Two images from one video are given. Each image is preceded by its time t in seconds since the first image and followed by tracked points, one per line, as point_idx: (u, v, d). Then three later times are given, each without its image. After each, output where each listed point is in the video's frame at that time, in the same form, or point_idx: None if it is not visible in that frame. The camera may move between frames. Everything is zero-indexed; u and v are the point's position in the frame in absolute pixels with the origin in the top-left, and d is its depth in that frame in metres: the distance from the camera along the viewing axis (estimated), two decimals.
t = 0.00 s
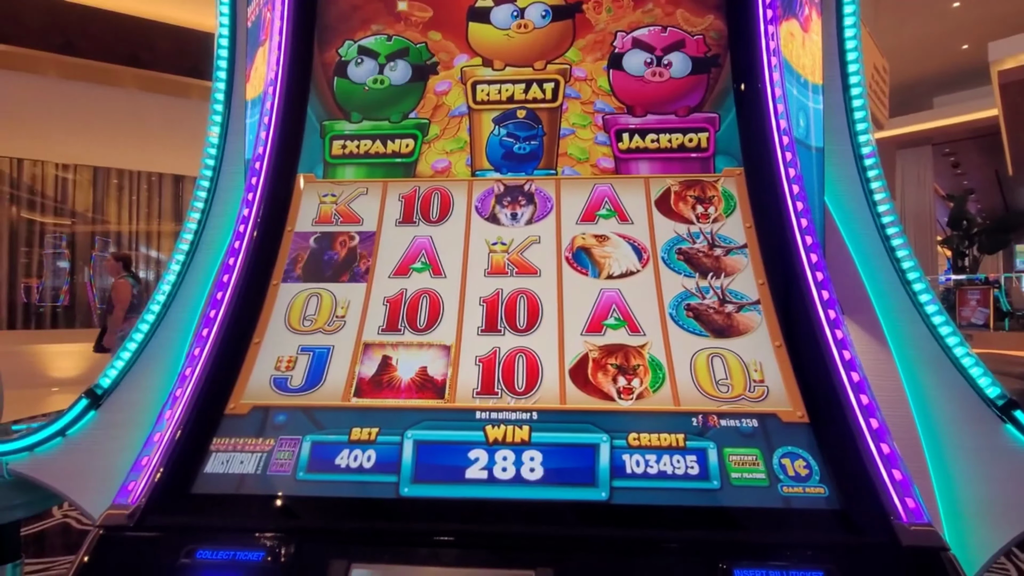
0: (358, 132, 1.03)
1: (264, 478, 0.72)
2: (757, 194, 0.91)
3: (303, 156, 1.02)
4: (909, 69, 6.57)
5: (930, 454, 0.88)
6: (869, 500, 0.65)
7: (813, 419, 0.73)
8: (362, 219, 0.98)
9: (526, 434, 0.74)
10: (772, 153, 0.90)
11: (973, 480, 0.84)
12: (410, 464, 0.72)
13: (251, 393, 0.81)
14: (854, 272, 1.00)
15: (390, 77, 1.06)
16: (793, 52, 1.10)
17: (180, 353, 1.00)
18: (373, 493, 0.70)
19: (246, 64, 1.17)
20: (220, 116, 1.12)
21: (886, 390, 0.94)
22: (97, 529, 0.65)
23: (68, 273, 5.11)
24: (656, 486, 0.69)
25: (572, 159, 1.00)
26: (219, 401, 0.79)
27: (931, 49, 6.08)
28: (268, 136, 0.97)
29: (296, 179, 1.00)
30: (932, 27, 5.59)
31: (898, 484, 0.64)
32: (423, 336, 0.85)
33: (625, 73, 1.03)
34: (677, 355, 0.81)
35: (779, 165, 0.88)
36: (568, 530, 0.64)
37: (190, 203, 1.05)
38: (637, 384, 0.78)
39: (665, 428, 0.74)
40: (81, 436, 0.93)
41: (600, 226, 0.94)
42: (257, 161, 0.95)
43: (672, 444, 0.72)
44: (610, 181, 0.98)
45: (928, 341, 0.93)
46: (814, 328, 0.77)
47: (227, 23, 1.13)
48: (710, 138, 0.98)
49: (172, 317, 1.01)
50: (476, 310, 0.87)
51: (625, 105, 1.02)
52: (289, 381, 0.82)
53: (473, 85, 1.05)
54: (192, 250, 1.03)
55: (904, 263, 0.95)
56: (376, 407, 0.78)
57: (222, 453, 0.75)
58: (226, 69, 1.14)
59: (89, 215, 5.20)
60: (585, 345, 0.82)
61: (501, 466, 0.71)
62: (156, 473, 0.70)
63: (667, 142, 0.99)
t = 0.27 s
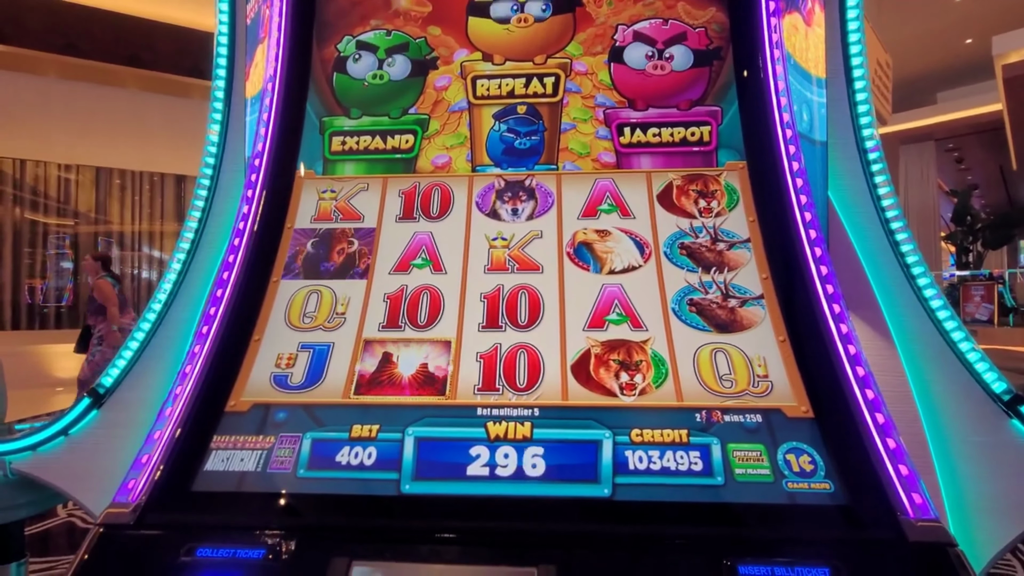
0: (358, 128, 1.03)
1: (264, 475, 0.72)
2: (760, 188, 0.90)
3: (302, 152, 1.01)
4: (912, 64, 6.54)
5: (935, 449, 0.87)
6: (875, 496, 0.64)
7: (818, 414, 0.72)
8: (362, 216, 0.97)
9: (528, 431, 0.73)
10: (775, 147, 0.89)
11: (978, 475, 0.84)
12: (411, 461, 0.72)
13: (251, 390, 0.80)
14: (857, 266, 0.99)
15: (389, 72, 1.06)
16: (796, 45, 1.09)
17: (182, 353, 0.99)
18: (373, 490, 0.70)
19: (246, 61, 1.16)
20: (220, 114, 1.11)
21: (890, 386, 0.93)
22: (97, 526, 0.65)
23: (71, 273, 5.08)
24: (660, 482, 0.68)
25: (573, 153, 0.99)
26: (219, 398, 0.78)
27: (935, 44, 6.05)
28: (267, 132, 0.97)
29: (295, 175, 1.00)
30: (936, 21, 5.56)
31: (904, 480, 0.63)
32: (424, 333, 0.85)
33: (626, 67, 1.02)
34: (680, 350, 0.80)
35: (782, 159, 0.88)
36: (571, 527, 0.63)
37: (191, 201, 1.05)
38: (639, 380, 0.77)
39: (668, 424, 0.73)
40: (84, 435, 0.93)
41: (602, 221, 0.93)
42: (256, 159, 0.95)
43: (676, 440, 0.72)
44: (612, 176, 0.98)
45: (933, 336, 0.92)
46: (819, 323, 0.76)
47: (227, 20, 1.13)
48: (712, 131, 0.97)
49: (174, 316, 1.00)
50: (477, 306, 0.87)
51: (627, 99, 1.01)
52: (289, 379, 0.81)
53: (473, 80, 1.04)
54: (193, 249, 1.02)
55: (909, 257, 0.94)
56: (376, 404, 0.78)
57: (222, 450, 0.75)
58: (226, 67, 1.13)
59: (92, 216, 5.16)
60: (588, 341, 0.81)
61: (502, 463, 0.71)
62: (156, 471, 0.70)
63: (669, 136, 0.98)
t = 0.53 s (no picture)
0: (356, 126, 1.02)
1: (264, 477, 0.71)
2: (763, 183, 0.89)
3: (301, 151, 1.01)
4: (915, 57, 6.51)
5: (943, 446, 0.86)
6: (884, 495, 0.63)
7: (824, 412, 0.71)
8: (362, 214, 0.96)
9: (530, 430, 0.73)
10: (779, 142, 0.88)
11: (988, 471, 0.82)
12: (412, 462, 0.71)
13: (251, 391, 0.79)
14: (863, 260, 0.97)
15: (388, 70, 1.05)
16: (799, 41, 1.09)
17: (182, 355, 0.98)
18: (374, 491, 0.69)
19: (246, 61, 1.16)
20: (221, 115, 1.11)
21: (898, 381, 0.91)
22: (97, 530, 0.64)
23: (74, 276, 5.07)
24: (664, 482, 0.67)
25: (574, 150, 0.98)
26: (219, 400, 0.78)
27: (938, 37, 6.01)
28: (266, 131, 0.96)
29: (294, 174, 0.99)
30: (938, 15, 5.53)
31: (913, 478, 0.62)
32: (425, 332, 0.84)
33: (628, 61, 1.01)
34: (684, 348, 0.79)
35: (787, 153, 0.86)
36: (574, 527, 0.62)
37: (192, 202, 1.04)
38: (643, 378, 0.76)
39: (672, 423, 0.72)
40: (86, 437, 0.92)
41: (603, 218, 0.92)
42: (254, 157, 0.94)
43: (680, 439, 0.71)
44: (613, 172, 0.96)
45: (939, 331, 0.91)
46: (824, 319, 0.75)
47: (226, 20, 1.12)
48: (715, 126, 0.96)
49: (175, 317, 0.99)
50: (479, 305, 0.86)
51: (628, 94, 1.00)
52: (290, 379, 0.81)
53: (473, 76, 1.03)
54: (194, 249, 1.02)
55: (914, 252, 0.93)
56: (376, 405, 0.77)
57: (222, 452, 0.74)
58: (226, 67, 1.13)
59: (96, 217, 5.19)
60: (590, 339, 0.81)
61: (505, 463, 0.70)
62: (156, 473, 0.69)
63: (671, 131, 0.97)
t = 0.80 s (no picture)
0: (366, 139, 1.04)
1: (281, 484, 0.74)
2: (764, 196, 0.92)
3: (313, 165, 1.03)
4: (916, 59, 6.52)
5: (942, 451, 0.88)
6: (881, 502, 0.65)
7: (823, 421, 0.74)
8: (372, 226, 0.99)
9: (538, 438, 0.75)
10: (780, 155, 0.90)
11: (986, 475, 0.85)
12: (424, 469, 0.74)
13: (267, 400, 0.82)
14: (863, 269, 1.00)
15: (397, 84, 1.07)
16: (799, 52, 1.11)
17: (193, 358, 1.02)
18: (388, 498, 0.71)
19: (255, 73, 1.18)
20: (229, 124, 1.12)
21: (897, 388, 0.94)
22: (122, 535, 0.67)
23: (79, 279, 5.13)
24: (667, 489, 0.70)
25: (579, 163, 1.01)
26: (236, 408, 0.80)
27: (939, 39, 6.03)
28: (277, 145, 0.98)
29: (305, 187, 1.01)
30: (939, 17, 5.55)
31: (909, 486, 0.64)
32: (435, 342, 0.87)
33: (631, 76, 1.03)
34: (687, 357, 0.81)
35: (787, 166, 0.89)
36: (581, 533, 0.65)
37: (201, 209, 1.06)
38: (647, 388, 0.79)
39: (675, 431, 0.75)
40: (98, 441, 0.94)
41: (608, 230, 0.95)
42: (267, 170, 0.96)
43: (683, 448, 0.73)
44: (617, 185, 0.99)
45: (938, 337, 0.93)
46: (824, 329, 0.77)
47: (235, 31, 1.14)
48: (716, 140, 0.98)
49: (185, 321, 1.02)
50: (486, 315, 0.88)
51: (631, 108, 1.02)
52: (304, 388, 0.83)
53: (480, 91, 1.06)
54: (204, 256, 1.05)
55: (913, 260, 0.94)
56: (388, 414, 0.79)
57: (240, 460, 0.76)
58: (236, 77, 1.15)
59: (100, 220, 5.22)
60: (595, 350, 0.83)
61: (514, 471, 0.72)
62: (177, 480, 0.71)
63: (674, 144, 0.99)
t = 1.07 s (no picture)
0: (373, 146, 1.06)
1: (290, 486, 0.75)
2: (765, 203, 0.93)
3: (320, 170, 1.05)
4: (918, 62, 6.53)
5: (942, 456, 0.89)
6: (878, 507, 0.66)
7: (822, 426, 0.75)
8: (378, 232, 1.00)
9: (542, 442, 0.76)
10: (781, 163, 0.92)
11: (986, 479, 0.86)
12: (430, 472, 0.75)
13: (276, 403, 0.83)
14: (863, 274, 1.01)
15: (403, 92, 1.09)
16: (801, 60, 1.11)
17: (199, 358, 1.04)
18: (394, 500, 0.73)
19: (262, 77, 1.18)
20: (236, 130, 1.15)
21: (897, 392, 0.95)
22: (134, 536, 0.69)
23: (83, 280, 5.18)
24: (669, 493, 0.71)
25: (583, 170, 1.02)
26: (245, 411, 0.82)
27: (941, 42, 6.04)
28: (286, 151, 1.00)
29: (312, 194, 1.03)
30: (941, 20, 5.56)
31: (906, 491, 0.66)
32: (440, 347, 0.88)
33: (634, 85, 1.05)
34: (688, 363, 0.83)
35: (788, 174, 0.90)
36: (583, 535, 0.66)
37: (208, 213, 1.08)
38: (648, 393, 0.80)
39: (677, 436, 0.76)
40: (105, 441, 0.96)
41: (611, 236, 0.96)
42: (275, 177, 0.98)
43: (684, 452, 0.74)
44: (620, 192, 1.00)
45: (938, 342, 0.94)
46: (823, 335, 0.79)
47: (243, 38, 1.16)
48: (718, 148, 0.99)
49: (192, 323, 1.04)
50: (491, 320, 0.90)
51: (634, 116, 1.04)
52: (312, 392, 0.85)
53: (485, 98, 1.08)
54: (210, 259, 1.06)
55: (914, 266, 0.96)
56: (394, 417, 0.81)
57: (250, 462, 0.78)
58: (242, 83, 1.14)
59: (103, 220, 5.25)
60: (598, 355, 0.84)
61: (518, 474, 0.74)
62: (188, 481, 0.73)
63: (676, 152, 1.00)
